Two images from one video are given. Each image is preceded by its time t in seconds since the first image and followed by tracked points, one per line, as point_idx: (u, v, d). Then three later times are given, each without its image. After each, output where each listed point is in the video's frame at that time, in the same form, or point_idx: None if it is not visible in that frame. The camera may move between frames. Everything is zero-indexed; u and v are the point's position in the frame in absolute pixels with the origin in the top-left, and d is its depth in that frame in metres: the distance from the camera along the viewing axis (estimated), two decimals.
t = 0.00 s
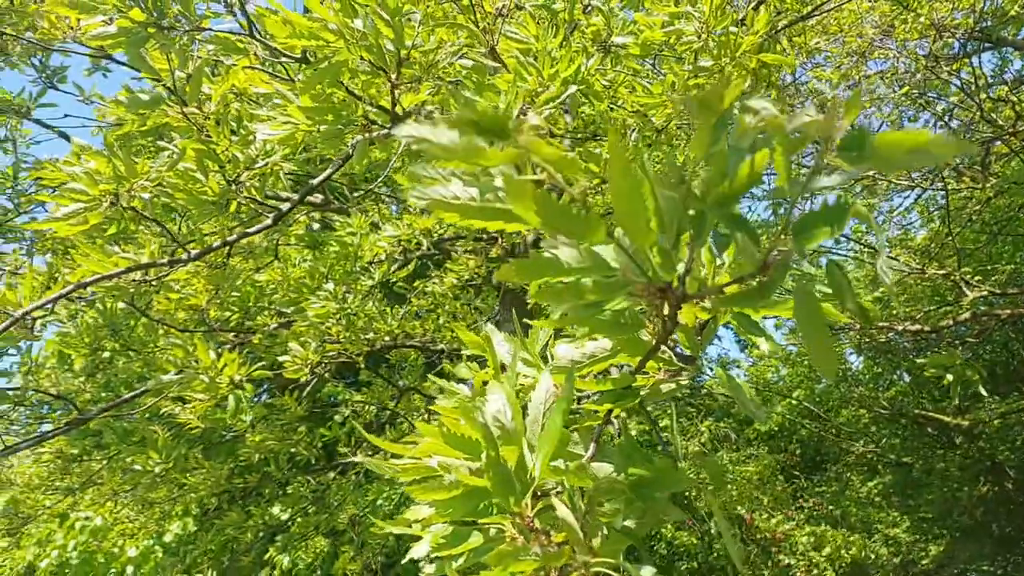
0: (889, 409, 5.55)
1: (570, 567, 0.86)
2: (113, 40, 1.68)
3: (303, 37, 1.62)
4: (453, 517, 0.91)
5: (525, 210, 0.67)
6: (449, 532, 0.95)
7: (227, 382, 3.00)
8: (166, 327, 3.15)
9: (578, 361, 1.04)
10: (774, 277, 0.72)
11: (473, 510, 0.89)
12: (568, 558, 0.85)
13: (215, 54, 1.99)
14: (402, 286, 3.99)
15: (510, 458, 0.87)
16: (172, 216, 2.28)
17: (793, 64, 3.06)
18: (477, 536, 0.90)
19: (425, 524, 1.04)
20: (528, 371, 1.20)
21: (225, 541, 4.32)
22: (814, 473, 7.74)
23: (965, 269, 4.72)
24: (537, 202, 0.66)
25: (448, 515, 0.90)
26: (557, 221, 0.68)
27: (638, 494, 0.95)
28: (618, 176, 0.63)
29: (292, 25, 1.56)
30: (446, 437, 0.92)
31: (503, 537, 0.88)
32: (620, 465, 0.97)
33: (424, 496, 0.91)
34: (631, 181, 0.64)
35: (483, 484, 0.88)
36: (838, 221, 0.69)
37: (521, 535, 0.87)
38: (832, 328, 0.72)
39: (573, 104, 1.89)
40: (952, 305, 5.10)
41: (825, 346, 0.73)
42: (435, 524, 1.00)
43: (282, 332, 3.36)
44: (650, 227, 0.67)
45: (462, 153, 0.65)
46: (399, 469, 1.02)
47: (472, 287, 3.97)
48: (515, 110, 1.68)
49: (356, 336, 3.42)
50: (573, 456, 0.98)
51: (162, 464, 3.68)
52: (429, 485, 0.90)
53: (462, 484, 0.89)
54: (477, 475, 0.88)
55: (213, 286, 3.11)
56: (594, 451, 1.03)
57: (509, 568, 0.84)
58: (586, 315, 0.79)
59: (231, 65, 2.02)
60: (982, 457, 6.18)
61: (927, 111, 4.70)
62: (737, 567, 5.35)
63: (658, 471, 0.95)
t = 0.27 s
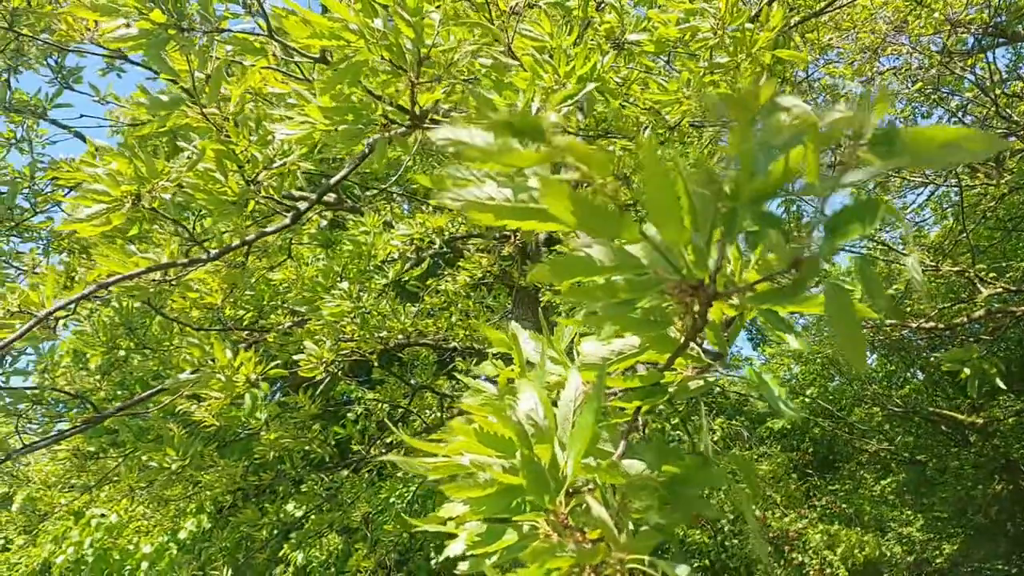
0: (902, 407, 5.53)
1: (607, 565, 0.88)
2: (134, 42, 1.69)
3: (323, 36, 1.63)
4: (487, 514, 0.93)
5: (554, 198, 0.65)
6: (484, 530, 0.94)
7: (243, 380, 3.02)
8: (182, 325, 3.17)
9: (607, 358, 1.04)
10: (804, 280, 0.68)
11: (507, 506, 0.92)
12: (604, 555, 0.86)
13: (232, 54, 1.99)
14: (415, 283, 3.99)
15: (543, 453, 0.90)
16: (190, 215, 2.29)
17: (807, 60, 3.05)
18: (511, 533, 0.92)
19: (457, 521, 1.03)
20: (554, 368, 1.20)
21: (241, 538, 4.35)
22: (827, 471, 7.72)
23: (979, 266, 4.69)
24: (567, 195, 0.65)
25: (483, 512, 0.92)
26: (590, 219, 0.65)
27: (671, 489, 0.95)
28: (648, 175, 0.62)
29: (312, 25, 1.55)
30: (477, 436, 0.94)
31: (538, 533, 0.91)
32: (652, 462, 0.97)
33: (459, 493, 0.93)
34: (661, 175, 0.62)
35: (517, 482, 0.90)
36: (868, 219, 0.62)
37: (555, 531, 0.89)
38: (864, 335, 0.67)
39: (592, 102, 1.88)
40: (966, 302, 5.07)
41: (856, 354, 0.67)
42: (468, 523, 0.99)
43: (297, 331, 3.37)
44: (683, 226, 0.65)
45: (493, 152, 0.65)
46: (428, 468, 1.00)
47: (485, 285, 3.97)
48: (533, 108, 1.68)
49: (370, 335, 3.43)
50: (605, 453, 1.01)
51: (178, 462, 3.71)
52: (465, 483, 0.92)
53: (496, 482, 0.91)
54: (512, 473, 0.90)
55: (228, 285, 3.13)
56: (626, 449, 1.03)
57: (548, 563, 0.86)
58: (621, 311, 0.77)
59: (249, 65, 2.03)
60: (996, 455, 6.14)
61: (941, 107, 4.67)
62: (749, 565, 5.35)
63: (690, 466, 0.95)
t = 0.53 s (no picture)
0: (912, 404, 5.52)
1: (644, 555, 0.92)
2: (150, 41, 1.70)
3: (341, 33, 1.64)
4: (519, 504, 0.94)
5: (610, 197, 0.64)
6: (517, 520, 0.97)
7: (255, 378, 3.03)
8: (194, 324, 3.19)
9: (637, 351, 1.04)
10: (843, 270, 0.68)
11: (540, 497, 0.93)
12: (639, 545, 0.90)
13: (247, 53, 2.01)
14: (425, 282, 4.00)
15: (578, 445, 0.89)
16: (204, 213, 2.30)
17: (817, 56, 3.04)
18: (544, 523, 0.95)
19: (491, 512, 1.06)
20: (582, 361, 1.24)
21: (251, 537, 4.37)
22: (836, 470, 7.70)
23: (990, 263, 4.67)
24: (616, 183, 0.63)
25: (515, 503, 0.93)
26: (631, 205, 0.64)
27: (705, 481, 0.98)
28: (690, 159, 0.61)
29: (330, 23, 1.56)
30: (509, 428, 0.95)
31: (572, 523, 0.94)
32: (686, 454, 1.00)
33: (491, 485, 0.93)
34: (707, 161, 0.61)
35: (551, 473, 0.92)
36: (913, 205, 0.64)
37: (588, 521, 0.93)
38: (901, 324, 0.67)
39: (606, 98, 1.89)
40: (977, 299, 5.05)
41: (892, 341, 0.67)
42: (502, 513, 1.03)
43: (308, 329, 3.38)
44: (724, 214, 0.63)
45: (538, 134, 0.66)
46: (461, 458, 1.03)
47: (494, 283, 3.98)
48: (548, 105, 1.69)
49: (380, 332, 3.44)
50: (635, 445, 1.01)
51: (190, 460, 3.72)
52: (498, 474, 0.93)
53: (530, 473, 0.92)
54: (545, 464, 0.92)
55: (239, 283, 3.14)
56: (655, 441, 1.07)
57: (583, 555, 0.86)
58: (659, 299, 0.76)
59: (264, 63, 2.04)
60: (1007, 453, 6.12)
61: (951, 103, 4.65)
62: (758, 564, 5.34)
63: (721, 459, 0.98)
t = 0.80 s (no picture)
0: (927, 404, 5.48)
1: (671, 551, 0.91)
2: (169, 41, 1.71)
3: (359, 33, 1.64)
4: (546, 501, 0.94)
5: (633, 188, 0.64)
6: (542, 516, 0.97)
7: (270, 377, 3.04)
8: (209, 324, 3.20)
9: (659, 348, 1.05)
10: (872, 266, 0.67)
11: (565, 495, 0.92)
12: (669, 541, 0.87)
13: (264, 53, 2.01)
14: (437, 282, 4.00)
15: (605, 441, 0.91)
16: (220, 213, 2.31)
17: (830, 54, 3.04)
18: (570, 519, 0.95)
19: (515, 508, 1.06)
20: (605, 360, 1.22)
21: (265, 536, 4.38)
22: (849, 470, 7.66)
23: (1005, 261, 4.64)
24: (640, 179, 0.63)
25: (541, 499, 0.93)
26: (654, 198, 0.64)
27: (731, 477, 0.98)
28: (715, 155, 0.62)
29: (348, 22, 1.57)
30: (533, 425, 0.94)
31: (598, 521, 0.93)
32: (714, 450, 0.98)
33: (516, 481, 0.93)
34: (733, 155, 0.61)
35: (578, 470, 0.91)
36: (942, 200, 0.64)
37: (614, 519, 0.92)
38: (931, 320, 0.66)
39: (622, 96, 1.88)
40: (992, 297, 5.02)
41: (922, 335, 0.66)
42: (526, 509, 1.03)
43: (322, 328, 3.39)
44: (751, 209, 0.63)
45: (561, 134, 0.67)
46: (484, 456, 1.03)
47: (506, 282, 3.99)
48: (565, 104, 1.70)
49: (393, 332, 3.45)
50: (660, 442, 1.00)
51: (204, 459, 3.74)
52: (525, 471, 0.92)
53: (557, 469, 0.92)
54: (571, 461, 0.92)
55: (253, 283, 3.15)
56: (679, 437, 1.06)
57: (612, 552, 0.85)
58: (683, 295, 0.75)
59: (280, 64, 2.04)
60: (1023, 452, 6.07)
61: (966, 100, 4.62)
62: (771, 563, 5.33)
63: (748, 455, 0.97)
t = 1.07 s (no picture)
0: (942, 404, 5.45)
1: (688, 554, 0.90)
2: (187, 47, 1.72)
3: (374, 38, 1.65)
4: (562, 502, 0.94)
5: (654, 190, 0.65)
6: (559, 518, 0.98)
7: (285, 379, 3.06)
8: (224, 325, 3.22)
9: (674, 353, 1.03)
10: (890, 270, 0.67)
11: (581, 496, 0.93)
12: (687, 544, 0.86)
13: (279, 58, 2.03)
14: (450, 283, 4.01)
15: (624, 443, 0.91)
16: (236, 216, 2.33)
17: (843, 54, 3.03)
18: (587, 522, 0.96)
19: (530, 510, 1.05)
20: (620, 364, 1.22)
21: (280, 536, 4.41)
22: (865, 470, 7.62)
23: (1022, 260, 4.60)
24: (664, 182, 0.64)
25: (558, 501, 0.93)
26: (678, 199, 0.64)
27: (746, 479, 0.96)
28: (738, 160, 0.63)
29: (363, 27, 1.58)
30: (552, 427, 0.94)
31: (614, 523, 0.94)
32: (732, 452, 0.93)
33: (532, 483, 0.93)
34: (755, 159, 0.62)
35: (595, 471, 0.91)
36: (963, 205, 0.63)
37: (632, 521, 0.91)
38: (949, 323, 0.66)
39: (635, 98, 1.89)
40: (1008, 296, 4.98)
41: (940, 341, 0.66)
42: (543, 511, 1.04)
43: (336, 330, 3.41)
44: (773, 214, 0.64)
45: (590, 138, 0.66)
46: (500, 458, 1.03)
47: (519, 283, 4.00)
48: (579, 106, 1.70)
49: (406, 333, 3.47)
50: (675, 444, 1.01)
51: (220, 460, 3.77)
52: (543, 473, 0.92)
53: (574, 471, 0.92)
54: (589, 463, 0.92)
55: (269, 285, 3.18)
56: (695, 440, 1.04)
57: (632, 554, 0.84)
58: (702, 299, 0.74)
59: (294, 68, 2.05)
60: None
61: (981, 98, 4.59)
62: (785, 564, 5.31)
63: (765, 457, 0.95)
